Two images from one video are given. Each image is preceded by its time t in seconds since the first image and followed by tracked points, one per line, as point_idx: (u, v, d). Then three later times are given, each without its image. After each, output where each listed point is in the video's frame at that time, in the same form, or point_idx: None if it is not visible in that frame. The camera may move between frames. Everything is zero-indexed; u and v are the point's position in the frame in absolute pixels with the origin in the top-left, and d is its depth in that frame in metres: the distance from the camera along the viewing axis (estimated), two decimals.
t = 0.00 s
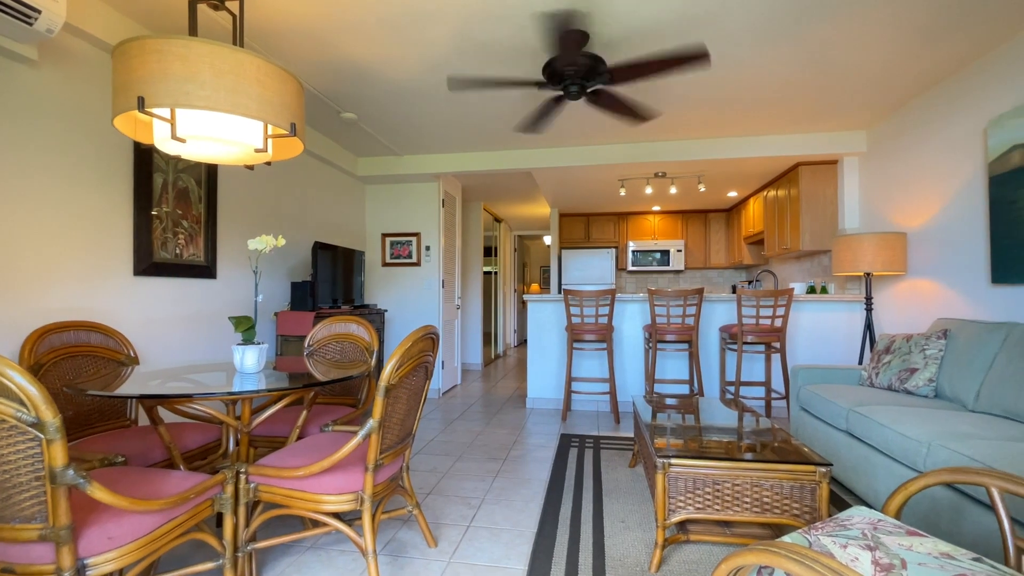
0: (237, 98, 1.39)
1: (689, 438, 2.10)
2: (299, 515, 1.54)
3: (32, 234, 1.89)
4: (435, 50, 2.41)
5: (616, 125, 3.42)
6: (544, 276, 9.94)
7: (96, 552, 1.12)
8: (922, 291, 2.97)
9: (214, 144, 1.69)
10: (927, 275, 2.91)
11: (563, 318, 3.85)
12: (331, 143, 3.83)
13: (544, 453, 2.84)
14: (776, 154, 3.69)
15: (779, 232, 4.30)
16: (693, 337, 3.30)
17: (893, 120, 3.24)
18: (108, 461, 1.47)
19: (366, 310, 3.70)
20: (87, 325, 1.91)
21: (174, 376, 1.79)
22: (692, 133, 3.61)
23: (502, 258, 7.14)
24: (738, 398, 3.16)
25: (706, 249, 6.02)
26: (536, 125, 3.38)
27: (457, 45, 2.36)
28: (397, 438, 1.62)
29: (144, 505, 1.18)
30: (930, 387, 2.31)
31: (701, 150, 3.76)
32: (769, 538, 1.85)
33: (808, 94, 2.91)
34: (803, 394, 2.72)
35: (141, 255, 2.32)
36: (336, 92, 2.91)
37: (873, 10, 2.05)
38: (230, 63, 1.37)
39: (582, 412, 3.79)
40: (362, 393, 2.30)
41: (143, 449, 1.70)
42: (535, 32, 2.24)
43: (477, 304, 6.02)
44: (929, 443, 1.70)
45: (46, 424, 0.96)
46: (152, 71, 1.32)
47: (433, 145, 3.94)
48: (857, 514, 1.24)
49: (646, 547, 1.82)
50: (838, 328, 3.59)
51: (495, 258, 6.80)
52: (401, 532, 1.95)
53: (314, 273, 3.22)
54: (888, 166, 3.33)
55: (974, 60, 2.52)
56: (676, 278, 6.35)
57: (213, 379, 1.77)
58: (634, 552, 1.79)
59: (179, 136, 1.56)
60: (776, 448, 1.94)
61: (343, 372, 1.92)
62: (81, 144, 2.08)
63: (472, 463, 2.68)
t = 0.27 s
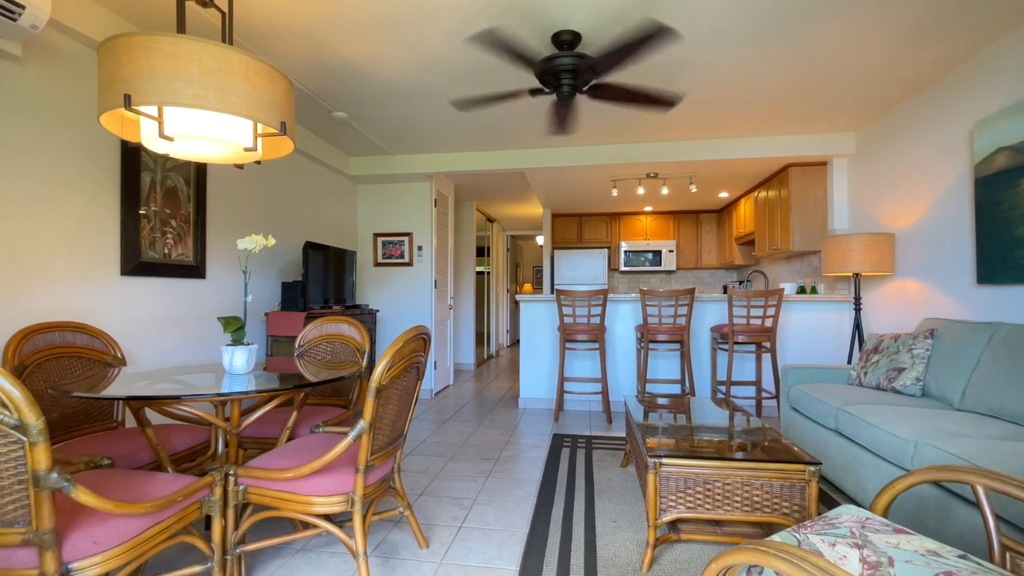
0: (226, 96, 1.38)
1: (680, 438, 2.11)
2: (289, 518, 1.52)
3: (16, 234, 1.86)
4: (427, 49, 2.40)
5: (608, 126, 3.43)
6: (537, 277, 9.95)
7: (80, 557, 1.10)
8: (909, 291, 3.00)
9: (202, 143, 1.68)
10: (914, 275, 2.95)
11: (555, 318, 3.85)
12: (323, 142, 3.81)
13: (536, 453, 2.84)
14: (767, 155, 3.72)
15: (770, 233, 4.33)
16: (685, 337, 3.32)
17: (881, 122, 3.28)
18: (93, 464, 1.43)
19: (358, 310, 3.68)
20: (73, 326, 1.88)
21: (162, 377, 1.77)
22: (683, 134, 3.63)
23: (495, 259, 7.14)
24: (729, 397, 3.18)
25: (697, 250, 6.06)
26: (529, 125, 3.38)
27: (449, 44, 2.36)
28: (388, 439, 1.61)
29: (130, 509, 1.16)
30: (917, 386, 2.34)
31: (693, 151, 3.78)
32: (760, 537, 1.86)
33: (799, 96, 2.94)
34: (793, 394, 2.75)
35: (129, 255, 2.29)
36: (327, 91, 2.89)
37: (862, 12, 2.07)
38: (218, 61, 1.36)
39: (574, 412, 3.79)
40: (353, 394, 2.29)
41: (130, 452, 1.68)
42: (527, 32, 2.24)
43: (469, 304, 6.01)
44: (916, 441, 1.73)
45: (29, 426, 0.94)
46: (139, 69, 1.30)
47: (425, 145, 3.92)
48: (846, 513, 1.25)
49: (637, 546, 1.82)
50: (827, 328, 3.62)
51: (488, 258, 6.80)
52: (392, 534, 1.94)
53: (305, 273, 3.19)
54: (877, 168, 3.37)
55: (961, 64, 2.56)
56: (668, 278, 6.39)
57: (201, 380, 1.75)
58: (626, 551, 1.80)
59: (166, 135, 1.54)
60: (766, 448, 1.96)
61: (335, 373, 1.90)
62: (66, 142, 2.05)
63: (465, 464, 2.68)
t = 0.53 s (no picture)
0: (214, 93, 1.36)
1: (672, 437, 2.12)
2: (279, 519, 1.51)
3: None
4: (419, 48, 2.39)
5: (600, 126, 3.43)
6: (529, 277, 9.96)
7: (65, 561, 1.08)
8: (897, 292, 3.04)
9: (190, 141, 1.65)
10: (902, 276, 2.98)
11: (548, 318, 3.85)
12: (314, 141, 3.78)
13: (528, 453, 2.84)
14: (758, 156, 3.75)
15: (760, 233, 4.36)
16: (676, 337, 3.34)
17: (870, 124, 3.32)
18: (79, 467, 1.41)
19: (349, 310, 3.66)
20: (57, 327, 1.84)
21: (149, 378, 1.75)
22: (675, 134, 3.65)
23: (487, 259, 7.13)
24: (719, 397, 3.21)
25: (689, 250, 6.09)
26: (521, 125, 3.38)
27: (440, 44, 2.35)
28: (379, 440, 1.60)
29: (117, 512, 1.14)
30: (905, 385, 2.37)
31: (685, 152, 3.80)
32: (749, 535, 1.85)
33: (789, 98, 2.96)
34: (782, 393, 2.77)
35: (116, 254, 2.26)
36: (318, 89, 2.87)
37: (851, 15, 2.09)
38: (206, 58, 1.34)
39: (566, 412, 3.80)
40: (344, 395, 2.28)
41: (117, 454, 1.66)
42: (519, 32, 2.24)
43: (462, 304, 6.00)
44: (903, 440, 1.75)
45: (11, 428, 0.93)
46: (125, 65, 1.28)
47: (417, 144, 3.91)
48: (834, 511, 1.26)
49: (629, 546, 1.83)
50: (816, 328, 3.66)
51: (480, 258, 6.79)
52: (383, 535, 1.93)
53: (296, 273, 3.17)
54: (865, 170, 3.41)
55: (947, 66, 2.59)
56: (660, 278, 6.41)
57: (189, 381, 1.73)
58: (618, 551, 1.80)
59: (154, 132, 1.52)
60: (757, 447, 1.97)
61: (325, 373, 1.89)
62: (51, 140, 2.02)
63: (456, 464, 2.67)
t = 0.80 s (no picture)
0: (202, 91, 1.35)
1: (663, 437, 2.13)
2: (268, 521, 1.50)
3: None
4: (411, 47, 2.38)
5: (592, 127, 3.44)
6: (522, 277, 9.96)
7: (48, 565, 1.06)
8: (885, 292, 3.07)
9: (178, 139, 1.64)
10: (890, 276, 3.02)
11: (540, 318, 3.86)
12: (304, 140, 3.75)
13: (520, 453, 2.84)
14: (748, 157, 3.77)
15: (751, 234, 4.39)
16: (668, 337, 3.35)
17: (858, 125, 3.35)
18: (64, 469, 1.41)
19: (340, 310, 3.64)
20: (43, 327, 1.81)
21: (135, 379, 1.73)
22: (667, 135, 3.66)
23: (480, 259, 7.12)
24: (710, 396, 3.22)
25: (681, 250, 6.13)
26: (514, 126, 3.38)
27: (432, 43, 2.34)
28: (370, 440, 1.59)
29: (101, 515, 1.12)
30: (892, 384, 2.40)
31: (676, 153, 3.82)
32: (739, 534, 1.86)
33: (779, 99, 2.98)
34: (773, 392, 2.79)
35: (102, 254, 2.23)
36: (309, 88, 2.85)
37: (839, 18, 2.11)
38: (194, 55, 1.33)
39: (558, 411, 3.80)
40: (334, 395, 2.26)
41: (102, 456, 1.63)
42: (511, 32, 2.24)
43: (454, 304, 5.99)
44: (891, 438, 1.76)
45: None
46: (110, 62, 1.27)
47: (409, 144, 3.90)
48: (823, 509, 1.26)
49: (620, 545, 1.83)
50: (806, 328, 3.69)
51: (473, 258, 6.78)
52: (374, 536, 1.92)
53: (286, 273, 3.15)
54: (854, 171, 3.44)
55: (934, 70, 2.62)
56: (652, 279, 6.44)
57: (177, 382, 1.71)
58: (609, 550, 1.80)
59: (140, 130, 1.50)
60: (747, 446, 1.98)
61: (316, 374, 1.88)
62: (35, 138, 1.99)
63: (448, 464, 2.66)
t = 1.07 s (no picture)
0: (190, 89, 1.33)
1: (654, 436, 2.14)
2: (257, 523, 1.48)
3: None
4: (402, 46, 2.37)
5: (584, 127, 3.45)
6: (515, 276, 9.97)
7: (29, 569, 1.04)
8: (873, 292, 3.10)
9: (165, 137, 1.62)
10: (878, 276, 3.05)
11: (532, 318, 3.86)
12: (295, 139, 3.72)
13: (512, 453, 2.83)
14: (739, 158, 3.80)
15: (742, 234, 4.43)
16: (659, 337, 3.36)
17: (847, 127, 3.39)
18: (47, 472, 1.38)
19: (331, 310, 3.62)
20: (28, 328, 1.79)
21: (122, 380, 1.71)
22: (659, 136, 3.68)
23: (472, 258, 7.10)
24: (701, 396, 3.24)
25: (672, 251, 6.16)
26: (506, 125, 3.38)
27: (423, 41, 2.34)
28: (360, 441, 1.58)
29: (86, 519, 1.10)
30: (880, 383, 2.42)
31: (668, 154, 3.84)
32: (729, 532, 1.87)
33: (769, 100, 3.01)
34: (763, 391, 2.81)
35: (89, 253, 2.20)
36: (300, 86, 2.83)
37: (828, 20, 2.13)
38: (181, 52, 1.31)
39: (550, 411, 3.81)
40: (325, 396, 2.25)
41: (88, 458, 1.61)
42: (503, 31, 2.24)
43: (446, 304, 5.98)
44: (878, 436, 1.78)
45: None
46: (96, 59, 1.25)
47: (401, 143, 3.88)
48: (811, 507, 1.27)
49: (611, 544, 1.84)
50: (795, 327, 3.73)
51: (465, 258, 6.76)
52: (365, 537, 1.91)
53: (277, 273, 3.12)
54: (843, 172, 3.48)
55: (921, 72, 2.66)
56: (644, 279, 6.47)
57: (165, 383, 1.69)
58: (600, 550, 1.81)
59: (126, 127, 1.48)
60: (738, 445, 1.99)
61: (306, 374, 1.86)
62: (20, 135, 1.96)
63: (440, 464, 2.65)
